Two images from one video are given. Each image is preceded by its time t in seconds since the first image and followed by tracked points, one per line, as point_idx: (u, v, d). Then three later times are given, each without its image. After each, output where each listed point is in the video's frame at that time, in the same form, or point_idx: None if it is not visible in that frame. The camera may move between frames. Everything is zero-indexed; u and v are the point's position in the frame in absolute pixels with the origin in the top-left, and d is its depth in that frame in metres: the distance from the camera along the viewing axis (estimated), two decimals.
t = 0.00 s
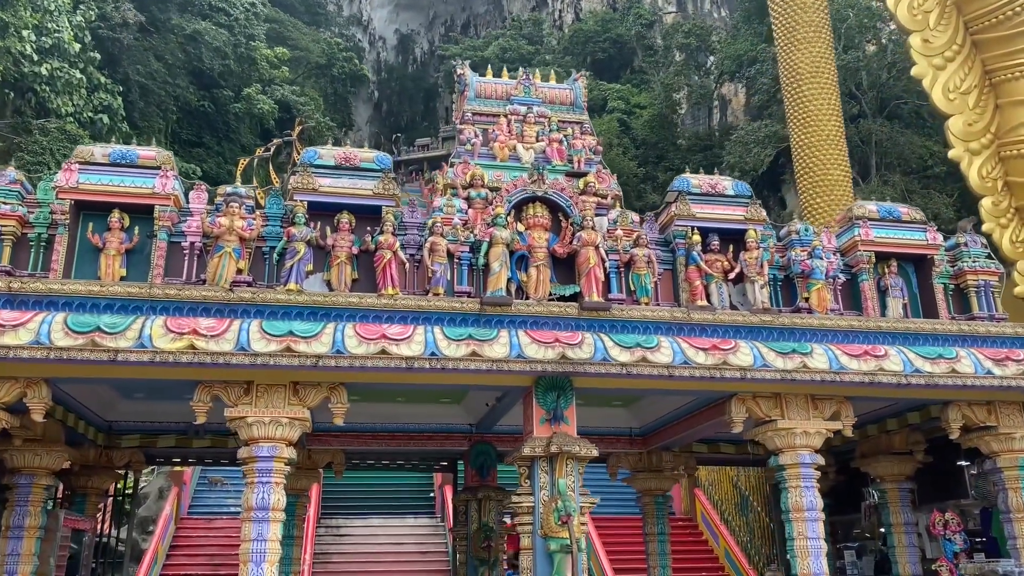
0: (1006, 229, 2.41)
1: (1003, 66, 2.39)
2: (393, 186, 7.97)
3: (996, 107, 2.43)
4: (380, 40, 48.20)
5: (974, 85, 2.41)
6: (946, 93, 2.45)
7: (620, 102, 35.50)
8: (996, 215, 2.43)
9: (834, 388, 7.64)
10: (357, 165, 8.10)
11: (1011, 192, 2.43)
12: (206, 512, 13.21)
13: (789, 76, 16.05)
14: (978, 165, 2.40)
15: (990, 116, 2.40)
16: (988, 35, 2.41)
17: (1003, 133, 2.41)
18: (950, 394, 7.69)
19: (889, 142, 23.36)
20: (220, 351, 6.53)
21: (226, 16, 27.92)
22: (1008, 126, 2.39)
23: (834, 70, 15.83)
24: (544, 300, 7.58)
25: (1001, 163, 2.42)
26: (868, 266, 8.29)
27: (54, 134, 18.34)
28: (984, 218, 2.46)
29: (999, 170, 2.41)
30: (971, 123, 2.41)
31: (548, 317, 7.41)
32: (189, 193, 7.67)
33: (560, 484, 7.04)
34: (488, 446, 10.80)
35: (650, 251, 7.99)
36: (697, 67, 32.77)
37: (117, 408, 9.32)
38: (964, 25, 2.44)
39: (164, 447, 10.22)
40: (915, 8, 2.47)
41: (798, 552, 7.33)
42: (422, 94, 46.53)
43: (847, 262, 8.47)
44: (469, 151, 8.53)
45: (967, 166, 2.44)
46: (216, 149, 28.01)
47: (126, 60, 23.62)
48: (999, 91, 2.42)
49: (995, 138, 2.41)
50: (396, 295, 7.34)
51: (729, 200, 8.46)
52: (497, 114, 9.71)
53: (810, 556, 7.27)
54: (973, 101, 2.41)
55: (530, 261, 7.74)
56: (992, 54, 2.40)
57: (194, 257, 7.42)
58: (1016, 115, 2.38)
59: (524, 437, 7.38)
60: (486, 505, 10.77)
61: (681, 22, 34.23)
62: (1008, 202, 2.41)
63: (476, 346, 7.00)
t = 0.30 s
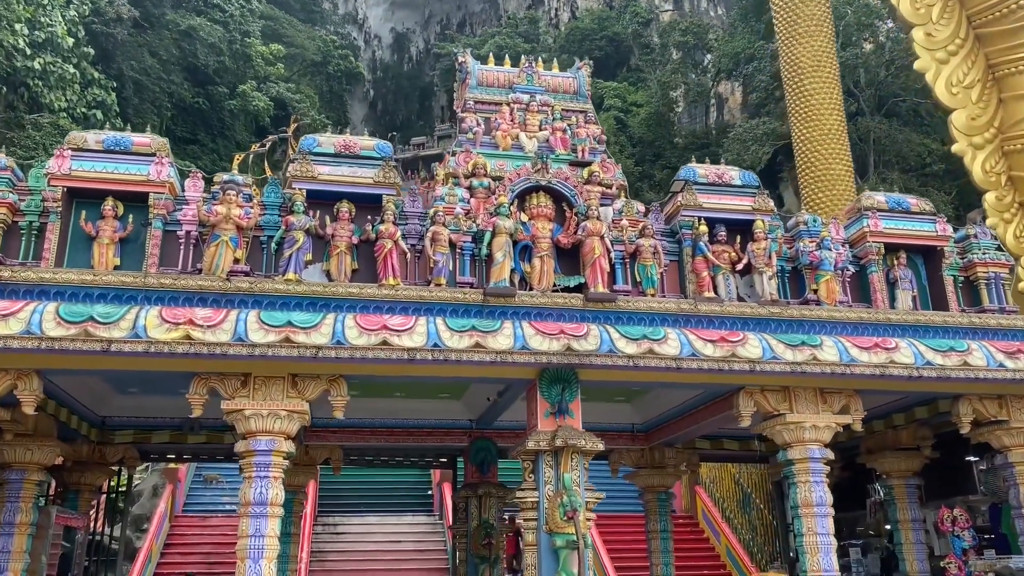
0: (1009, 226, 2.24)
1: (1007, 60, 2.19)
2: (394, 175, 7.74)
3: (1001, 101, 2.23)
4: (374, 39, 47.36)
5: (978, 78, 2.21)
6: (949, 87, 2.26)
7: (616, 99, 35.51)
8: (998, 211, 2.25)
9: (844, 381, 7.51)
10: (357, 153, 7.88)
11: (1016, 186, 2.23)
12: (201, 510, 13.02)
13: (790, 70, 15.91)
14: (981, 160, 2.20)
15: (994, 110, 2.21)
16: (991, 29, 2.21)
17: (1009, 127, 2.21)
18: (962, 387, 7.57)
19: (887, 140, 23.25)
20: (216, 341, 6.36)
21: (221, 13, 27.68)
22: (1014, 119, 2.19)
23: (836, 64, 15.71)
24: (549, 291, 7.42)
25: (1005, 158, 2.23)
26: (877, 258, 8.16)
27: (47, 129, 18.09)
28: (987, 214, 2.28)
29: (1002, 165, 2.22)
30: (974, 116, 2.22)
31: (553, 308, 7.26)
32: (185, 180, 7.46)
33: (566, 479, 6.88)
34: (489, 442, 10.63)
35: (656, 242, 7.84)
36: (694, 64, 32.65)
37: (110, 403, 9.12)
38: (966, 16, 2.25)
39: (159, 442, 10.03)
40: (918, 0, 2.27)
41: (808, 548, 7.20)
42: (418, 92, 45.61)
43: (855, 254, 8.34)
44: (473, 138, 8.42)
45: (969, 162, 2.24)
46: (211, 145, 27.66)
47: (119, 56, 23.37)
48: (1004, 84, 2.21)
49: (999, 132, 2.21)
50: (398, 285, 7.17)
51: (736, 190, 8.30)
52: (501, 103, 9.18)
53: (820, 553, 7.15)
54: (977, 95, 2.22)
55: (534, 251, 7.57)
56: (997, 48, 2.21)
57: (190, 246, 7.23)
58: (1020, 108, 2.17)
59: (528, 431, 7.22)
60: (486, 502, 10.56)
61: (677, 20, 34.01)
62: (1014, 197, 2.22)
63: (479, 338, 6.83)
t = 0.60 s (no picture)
0: (1017, 220, 2.43)
1: (1013, 54, 2.26)
2: (397, 165, 7.57)
3: (1006, 96, 2.33)
4: (371, 37, 46.21)
5: (984, 73, 2.30)
6: (955, 81, 2.35)
7: (615, 98, 35.27)
8: (1006, 205, 2.44)
9: (856, 376, 7.36)
10: (359, 143, 7.67)
11: (1020, 181, 2.39)
12: (199, 509, 12.83)
13: (794, 64, 15.77)
14: (988, 157, 2.34)
15: (1000, 106, 2.31)
16: (997, 23, 2.27)
17: (1013, 122, 2.33)
18: (976, 382, 7.43)
19: (888, 138, 23.08)
20: (215, 334, 6.18)
21: (218, 10, 27.44)
22: (1018, 116, 2.31)
23: (840, 58, 15.56)
24: (555, 284, 7.25)
25: (1011, 153, 2.36)
26: (889, 251, 8.02)
27: (42, 125, 17.88)
28: (996, 207, 2.47)
29: (1009, 159, 2.35)
30: (980, 113, 2.32)
31: (560, 301, 7.09)
32: (183, 170, 7.26)
33: (573, 476, 6.71)
34: (492, 440, 10.43)
35: (665, 234, 7.67)
36: (693, 63, 32.45)
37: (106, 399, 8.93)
38: (972, 11, 2.29)
39: (156, 440, 9.84)
40: None
41: (820, 547, 7.04)
42: (415, 92, 44.72)
43: (867, 247, 8.19)
44: (477, 128, 8.14)
45: (977, 157, 2.37)
46: (207, 143, 27.07)
47: (115, 52, 23.24)
48: (1008, 79, 2.30)
49: (1004, 127, 2.34)
50: (401, 278, 7.00)
51: (746, 182, 8.12)
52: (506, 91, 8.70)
53: (833, 552, 6.99)
54: (983, 90, 2.31)
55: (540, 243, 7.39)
56: (1002, 41, 2.27)
57: (188, 238, 7.04)
58: None
59: (534, 427, 7.05)
60: (489, 500, 10.37)
61: (676, 18, 33.80)
62: (1019, 193, 2.39)
63: (485, 331, 6.67)
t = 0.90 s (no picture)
0: None
1: (1018, 48, 2.40)
2: (400, 154, 7.38)
3: (1012, 91, 2.47)
4: (371, 36, 45.80)
5: (990, 67, 2.41)
6: (962, 75, 2.45)
7: (614, 96, 35.05)
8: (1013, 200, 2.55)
9: (870, 370, 7.21)
10: (362, 131, 7.52)
11: None
12: (197, 507, 12.66)
13: (799, 59, 15.63)
14: (996, 151, 2.46)
15: (1007, 99, 2.44)
16: (1002, 16, 2.40)
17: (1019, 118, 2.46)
18: (992, 376, 7.29)
19: (890, 135, 22.91)
20: (214, 325, 6.02)
21: (217, 7, 27.24)
22: None
23: (846, 52, 15.42)
24: (562, 276, 7.10)
25: (1017, 148, 2.50)
26: (901, 242, 7.87)
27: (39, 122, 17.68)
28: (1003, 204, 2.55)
29: (1016, 155, 2.48)
30: (988, 106, 2.44)
31: (567, 293, 6.93)
32: (182, 158, 7.09)
33: (581, 471, 6.55)
34: (495, 437, 10.24)
35: (674, 225, 7.51)
36: (694, 61, 32.26)
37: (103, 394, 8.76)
38: (979, 5, 2.41)
39: (153, 436, 9.66)
40: None
41: (833, 544, 6.89)
42: (413, 91, 44.08)
43: (879, 238, 8.04)
44: (482, 117, 7.97)
45: (984, 151, 2.49)
46: (206, 142, 26.62)
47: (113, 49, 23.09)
48: (1014, 73, 2.44)
49: (1012, 122, 2.46)
50: (405, 269, 6.83)
51: (756, 171, 7.95)
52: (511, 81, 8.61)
53: (847, 549, 6.84)
54: (989, 84, 2.43)
55: (547, 234, 7.23)
56: (1007, 36, 2.41)
57: (186, 227, 6.87)
58: None
59: (541, 422, 6.89)
60: (493, 497, 10.16)
61: (676, 17, 33.61)
62: None
63: (491, 323, 6.51)
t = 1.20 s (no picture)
0: None
1: None
2: (403, 143, 7.18)
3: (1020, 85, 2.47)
4: (369, 36, 44.70)
5: (997, 61, 2.42)
6: (969, 69, 2.43)
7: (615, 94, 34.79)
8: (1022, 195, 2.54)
9: (884, 364, 7.04)
10: (363, 120, 7.27)
11: None
12: (195, 507, 12.47)
13: (804, 53, 15.45)
14: (1004, 145, 2.46)
15: (1014, 93, 2.45)
16: (1009, 9, 2.40)
17: None
18: (1008, 370, 7.13)
19: (893, 132, 22.71)
20: (211, 317, 5.84)
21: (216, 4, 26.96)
22: None
23: (851, 46, 15.25)
24: (568, 268, 6.92)
25: None
26: (914, 234, 7.70)
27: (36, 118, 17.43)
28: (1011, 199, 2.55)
29: None
30: (995, 100, 2.46)
31: (574, 286, 6.75)
32: (178, 147, 6.89)
33: (589, 468, 6.38)
34: (498, 434, 10.05)
35: (683, 216, 7.32)
36: (694, 59, 32.08)
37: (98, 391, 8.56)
38: None
39: (150, 433, 9.47)
40: None
41: (846, 543, 6.72)
42: (412, 91, 43.47)
43: (891, 230, 7.87)
44: (485, 106, 7.78)
45: (992, 146, 2.49)
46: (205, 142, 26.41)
47: (111, 45, 22.80)
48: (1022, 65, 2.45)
49: (1019, 116, 2.47)
50: (407, 261, 6.65)
51: (767, 162, 7.75)
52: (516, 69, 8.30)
53: (860, 548, 6.66)
54: (997, 78, 2.44)
55: (553, 225, 7.05)
56: (1014, 29, 2.41)
57: (182, 218, 6.69)
58: None
59: (547, 417, 6.71)
60: (497, 496, 9.93)
61: (677, 14, 33.37)
62: None
63: (496, 316, 6.33)
